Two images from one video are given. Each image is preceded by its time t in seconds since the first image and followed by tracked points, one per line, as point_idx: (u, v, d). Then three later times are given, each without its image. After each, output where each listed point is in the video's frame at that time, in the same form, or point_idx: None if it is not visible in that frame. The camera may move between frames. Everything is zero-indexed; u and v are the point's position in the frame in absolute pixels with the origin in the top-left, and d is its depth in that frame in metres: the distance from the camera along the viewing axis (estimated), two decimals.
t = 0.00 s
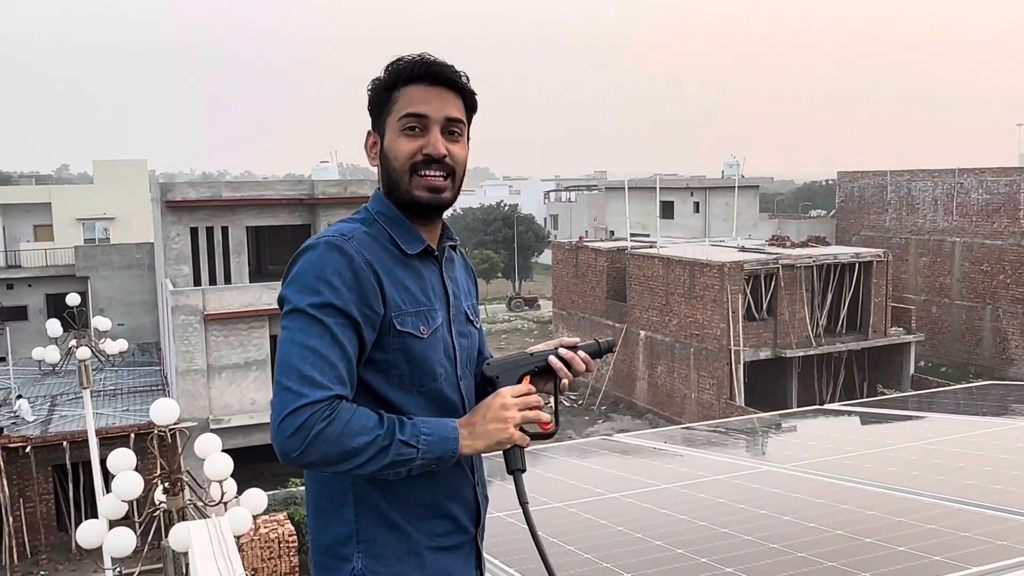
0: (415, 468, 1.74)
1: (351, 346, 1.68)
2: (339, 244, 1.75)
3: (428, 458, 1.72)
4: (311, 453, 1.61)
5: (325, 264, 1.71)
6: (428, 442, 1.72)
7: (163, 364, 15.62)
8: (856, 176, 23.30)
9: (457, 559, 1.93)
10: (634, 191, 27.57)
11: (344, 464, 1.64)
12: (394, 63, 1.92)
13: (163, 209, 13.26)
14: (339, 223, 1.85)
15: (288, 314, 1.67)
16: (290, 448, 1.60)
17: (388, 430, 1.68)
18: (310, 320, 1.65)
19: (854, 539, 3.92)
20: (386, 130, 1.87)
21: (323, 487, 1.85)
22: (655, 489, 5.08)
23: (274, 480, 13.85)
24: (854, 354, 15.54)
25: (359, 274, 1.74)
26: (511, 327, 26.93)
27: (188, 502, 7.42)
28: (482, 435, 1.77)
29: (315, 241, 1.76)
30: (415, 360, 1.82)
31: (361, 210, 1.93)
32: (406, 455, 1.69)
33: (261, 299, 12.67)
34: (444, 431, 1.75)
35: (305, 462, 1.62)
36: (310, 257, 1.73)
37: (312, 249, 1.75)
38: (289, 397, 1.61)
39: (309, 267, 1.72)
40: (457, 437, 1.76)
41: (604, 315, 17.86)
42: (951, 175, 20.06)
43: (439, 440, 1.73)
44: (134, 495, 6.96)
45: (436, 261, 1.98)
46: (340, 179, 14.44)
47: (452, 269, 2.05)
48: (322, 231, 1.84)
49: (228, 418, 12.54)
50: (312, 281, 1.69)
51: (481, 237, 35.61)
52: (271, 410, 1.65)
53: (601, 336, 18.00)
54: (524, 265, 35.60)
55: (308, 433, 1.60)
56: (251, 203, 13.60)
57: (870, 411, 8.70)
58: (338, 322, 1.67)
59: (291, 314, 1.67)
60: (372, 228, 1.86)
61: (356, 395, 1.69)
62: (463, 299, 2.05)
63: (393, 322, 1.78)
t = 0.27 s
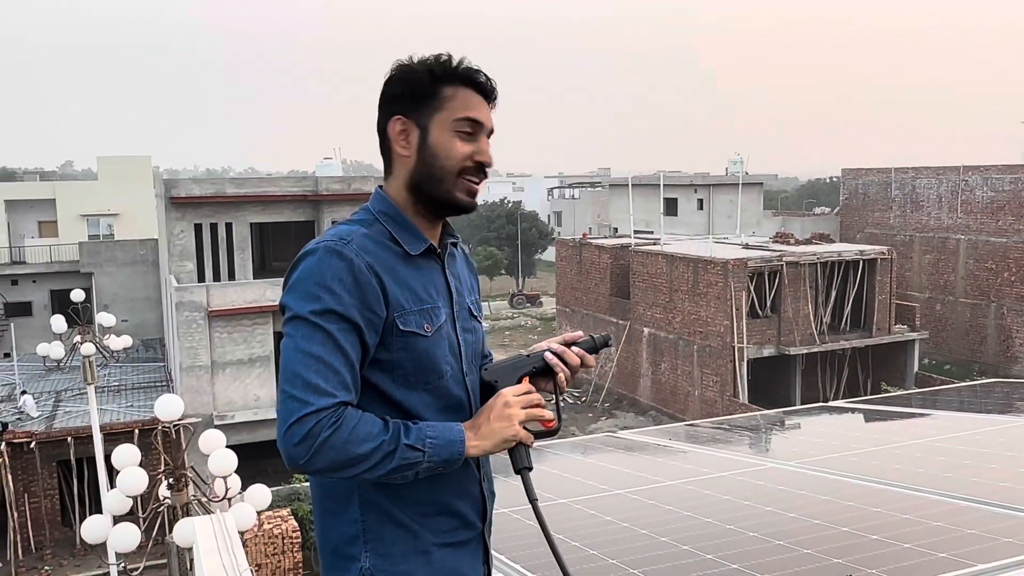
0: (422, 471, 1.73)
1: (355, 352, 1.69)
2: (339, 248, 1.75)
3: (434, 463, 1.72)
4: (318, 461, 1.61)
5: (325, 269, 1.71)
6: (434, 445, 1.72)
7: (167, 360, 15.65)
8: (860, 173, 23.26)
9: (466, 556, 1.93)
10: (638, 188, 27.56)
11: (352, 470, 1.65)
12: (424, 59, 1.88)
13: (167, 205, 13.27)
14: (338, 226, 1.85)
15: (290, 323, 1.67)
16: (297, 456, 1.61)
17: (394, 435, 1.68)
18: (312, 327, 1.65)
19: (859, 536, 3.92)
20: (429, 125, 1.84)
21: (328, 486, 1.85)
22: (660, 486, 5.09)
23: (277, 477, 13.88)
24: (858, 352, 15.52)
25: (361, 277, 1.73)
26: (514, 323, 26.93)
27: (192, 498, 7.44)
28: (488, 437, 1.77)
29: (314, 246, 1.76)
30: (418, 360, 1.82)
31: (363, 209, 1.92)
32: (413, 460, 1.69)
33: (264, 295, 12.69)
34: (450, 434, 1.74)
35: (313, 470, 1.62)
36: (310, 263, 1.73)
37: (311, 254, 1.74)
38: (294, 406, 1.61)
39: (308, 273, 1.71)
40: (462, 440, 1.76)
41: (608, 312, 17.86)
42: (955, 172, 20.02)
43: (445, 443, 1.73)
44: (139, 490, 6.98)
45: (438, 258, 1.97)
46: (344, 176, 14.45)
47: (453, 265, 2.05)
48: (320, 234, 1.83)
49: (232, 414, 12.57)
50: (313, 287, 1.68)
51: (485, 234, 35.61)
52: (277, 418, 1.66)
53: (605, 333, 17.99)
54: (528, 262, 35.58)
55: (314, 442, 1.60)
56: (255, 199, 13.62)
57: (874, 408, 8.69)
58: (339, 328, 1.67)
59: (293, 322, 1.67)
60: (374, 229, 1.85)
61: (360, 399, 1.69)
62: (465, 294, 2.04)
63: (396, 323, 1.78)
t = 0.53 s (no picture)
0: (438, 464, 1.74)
1: (371, 349, 1.68)
2: (352, 247, 1.74)
3: (452, 452, 1.72)
4: (337, 458, 1.61)
5: (340, 268, 1.70)
6: (451, 436, 1.72)
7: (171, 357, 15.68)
8: (864, 170, 23.23)
9: (479, 552, 1.93)
10: (642, 185, 27.54)
11: (371, 465, 1.64)
12: (456, 60, 1.87)
13: (172, 201, 13.29)
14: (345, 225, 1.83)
15: (306, 322, 1.65)
16: (318, 454, 1.60)
17: (412, 427, 1.68)
18: (328, 325, 1.64)
19: (864, 533, 3.92)
20: (470, 126, 1.84)
21: (338, 488, 1.85)
22: (665, 482, 5.10)
23: (281, 473, 13.90)
24: (862, 349, 15.51)
25: (375, 275, 1.73)
26: (517, 321, 26.94)
27: (197, 494, 7.45)
28: (503, 423, 1.78)
29: (326, 245, 1.74)
30: (429, 357, 1.83)
31: (368, 209, 1.91)
32: (432, 452, 1.70)
33: (268, 291, 12.71)
34: (466, 424, 1.75)
35: (332, 467, 1.62)
36: (323, 262, 1.72)
37: (324, 254, 1.73)
38: (313, 404, 1.60)
39: (322, 272, 1.70)
40: (477, 428, 1.77)
41: (611, 310, 17.86)
42: (960, 169, 19.98)
43: (461, 432, 1.74)
44: (144, 485, 7.00)
45: (445, 256, 1.97)
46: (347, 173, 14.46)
47: (457, 263, 2.05)
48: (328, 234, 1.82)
49: (236, 411, 12.59)
50: (329, 286, 1.67)
51: (488, 231, 35.63)
52: (294, 416, 1.64)
53: (608, 330, 17.99)
54: (531, 259, 35.60)
55: (334, 439, 1.60)
56: (259, 196, 13.63)
57: (878, 406, 8.70)
58: (356, 325, 1.66)
59: (309, 320, 1.65)
60: (384, 228, 1.84)
61: (377, 395, 1.69)
62: (469, 292, 2.05)
63: (410, 321, 1.78)
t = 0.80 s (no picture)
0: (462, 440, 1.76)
1: (400, 333, 1.68)
2: (370, 238, 1.74)
3: (485, 418, 1.74)
4: (382, 439, 1.58)
5: (363, 255, 1.70)
6: (483, 402, 1.74)
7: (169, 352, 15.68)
8: (863, 165, 23.23)
9: (489, 542, 1.95)
10: (641, 180, 27.54)
11: (415, 441, 1.63)
12: (453, 54, 1.87)
13: (170, 196, 13.27)
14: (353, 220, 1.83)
15: (334, 311, 1.64)
16: (364, 437, 1.57)
17: (448, 397, 1.69)
18: (358, 309, 1.63)
19: (861, 526, 3.94)
20: (474, 119, 1.85)
21: (350, 488, 1.84)
22: (664, 476, 5.11)
23: (280, 468, 13.92)
24: (860, 344, 15.54)
25: (395, 262, 1.74)
26: (516, 316, 26.96)
27: (196, 488, 7.46)
28: (519, 387, 1.80)
29: (344, 236, 1.74)
30: (446, 344, 1.84)
31: (373, 203, 1.90)
32: (465, 419, 1.70)
33: (267, 286, 12.71)
34: (492, 387, 1.77)
35: (377, 450, 1.59)
36: (343, 253, 1.72)
37: (343, 244, 1.73)
38: (353, 388, 1.58)
39: (344, 262, 1.70)
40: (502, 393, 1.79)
41: (610, 305, 17.86)
42: (959, 165, 19.99)
43: (489, 395, 1.76)
44: (143, 480, 7.00)
45: (450, 248, 1.99)
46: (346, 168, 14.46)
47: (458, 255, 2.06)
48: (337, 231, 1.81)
49: (235, 405, 12.59)
50: (354, 274, 1.67)
51: (487, 226, 35.63)
52: (331, 406, 1.61)
53: (607, 326, 18.00)
54: (530, 254, 35.61)
55: (380, 417, 1.58)
56: (257, 190, 13.61)
57: (876, 400, 8.72)
58: (386, 311, 1.66)
59: (337, 308, 1.64)
60: (394, 219, 1.84)
61: (409, 374, 1.69)
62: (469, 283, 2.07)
63: (428, 309, 1.80)
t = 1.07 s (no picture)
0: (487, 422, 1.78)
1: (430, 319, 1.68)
2: (390, 229, 1.72)
3: (515, 391, 1.79)
4: (429, 424, 1.59)
5: (387, 247, 1.68)
6: (510, 375, 1.78)
7: (157, 347, 15.63)
8: (851, 160, 23.32)
9: (503, 526, 1.95)
10: (630, 174, 27.57)
11: (458, 423, 1.64)
12: (446, 42, 1.87)
13: (157, 191, 13.20)
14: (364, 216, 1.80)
15: (367, 302, 1.61)
16: (414, 424, 1.57)
17: (483, 375, 1.72)
18: (390, 300, 1.61)
19: (845, 516, 3.97)
20: (472, 109, 1.87)
21: (371, 487, 1.82)
22: (651, 468, 5.14)
23: (268, 463, 13.91)
24: (847, 339, 15.64)
25: (417, 252, 1.74)
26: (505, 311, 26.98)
27: (183, 484, 7.44)
28: (531, 357, 1.87)
29: (365, 231, 1.71)
30: (461, 332, 1.85)
31: (377, 198, 1.88)
32: (498, 394, 1.74)
33: (255, 281, 12.68)
34: (514, 359, 1.81)
35: (427, 435, 1.59)
36: (366, 247, 1.69)
37: (364, 239, 1.70)
38: (397, 377, 1.56)
39: (370, 255, 1.67)
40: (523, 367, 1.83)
41: (598, 300, 17.89)
42: (946, 160, 20.08)
43: (514, 367, 1.80)
44: (129, 476, 6.97)
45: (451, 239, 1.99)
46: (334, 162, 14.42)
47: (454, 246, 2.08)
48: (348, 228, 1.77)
49: (223, 401, 12.55)
50: (382, 265, 1.65)
51: (475, 221, 35.62)
52: (375, 397, 1.58)
53: (595, 320, 18.04)
54: (519, 249, 35.64)
55: (426, 404, 1.58)
56: (244, 185, 13.55)
57: (861, 393, 8.79)
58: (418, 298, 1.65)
59: (368, 302, 1.61)
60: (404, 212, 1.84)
61: (442, 359, 1.70)
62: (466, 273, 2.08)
63: (447, 298, 1.80)
